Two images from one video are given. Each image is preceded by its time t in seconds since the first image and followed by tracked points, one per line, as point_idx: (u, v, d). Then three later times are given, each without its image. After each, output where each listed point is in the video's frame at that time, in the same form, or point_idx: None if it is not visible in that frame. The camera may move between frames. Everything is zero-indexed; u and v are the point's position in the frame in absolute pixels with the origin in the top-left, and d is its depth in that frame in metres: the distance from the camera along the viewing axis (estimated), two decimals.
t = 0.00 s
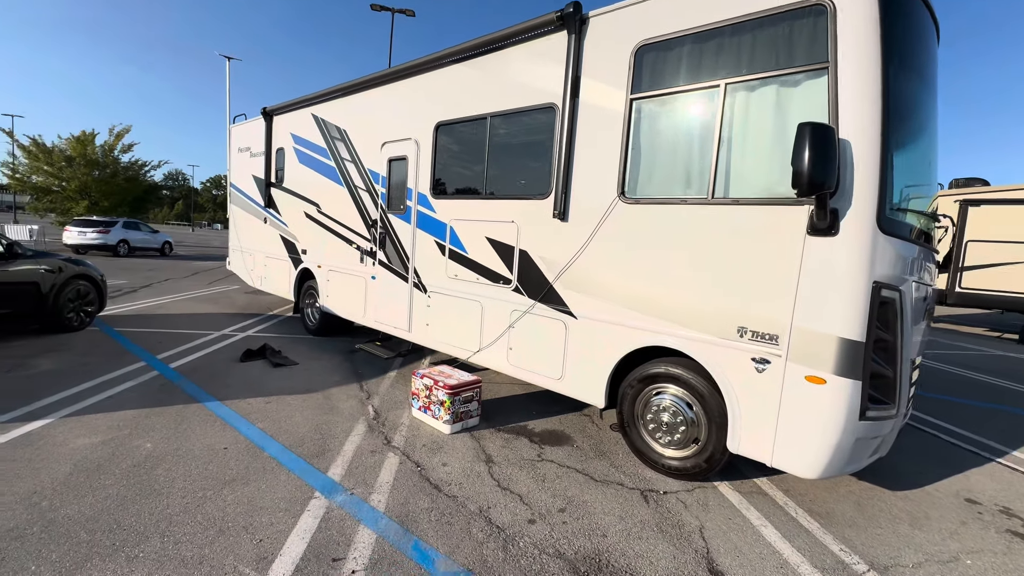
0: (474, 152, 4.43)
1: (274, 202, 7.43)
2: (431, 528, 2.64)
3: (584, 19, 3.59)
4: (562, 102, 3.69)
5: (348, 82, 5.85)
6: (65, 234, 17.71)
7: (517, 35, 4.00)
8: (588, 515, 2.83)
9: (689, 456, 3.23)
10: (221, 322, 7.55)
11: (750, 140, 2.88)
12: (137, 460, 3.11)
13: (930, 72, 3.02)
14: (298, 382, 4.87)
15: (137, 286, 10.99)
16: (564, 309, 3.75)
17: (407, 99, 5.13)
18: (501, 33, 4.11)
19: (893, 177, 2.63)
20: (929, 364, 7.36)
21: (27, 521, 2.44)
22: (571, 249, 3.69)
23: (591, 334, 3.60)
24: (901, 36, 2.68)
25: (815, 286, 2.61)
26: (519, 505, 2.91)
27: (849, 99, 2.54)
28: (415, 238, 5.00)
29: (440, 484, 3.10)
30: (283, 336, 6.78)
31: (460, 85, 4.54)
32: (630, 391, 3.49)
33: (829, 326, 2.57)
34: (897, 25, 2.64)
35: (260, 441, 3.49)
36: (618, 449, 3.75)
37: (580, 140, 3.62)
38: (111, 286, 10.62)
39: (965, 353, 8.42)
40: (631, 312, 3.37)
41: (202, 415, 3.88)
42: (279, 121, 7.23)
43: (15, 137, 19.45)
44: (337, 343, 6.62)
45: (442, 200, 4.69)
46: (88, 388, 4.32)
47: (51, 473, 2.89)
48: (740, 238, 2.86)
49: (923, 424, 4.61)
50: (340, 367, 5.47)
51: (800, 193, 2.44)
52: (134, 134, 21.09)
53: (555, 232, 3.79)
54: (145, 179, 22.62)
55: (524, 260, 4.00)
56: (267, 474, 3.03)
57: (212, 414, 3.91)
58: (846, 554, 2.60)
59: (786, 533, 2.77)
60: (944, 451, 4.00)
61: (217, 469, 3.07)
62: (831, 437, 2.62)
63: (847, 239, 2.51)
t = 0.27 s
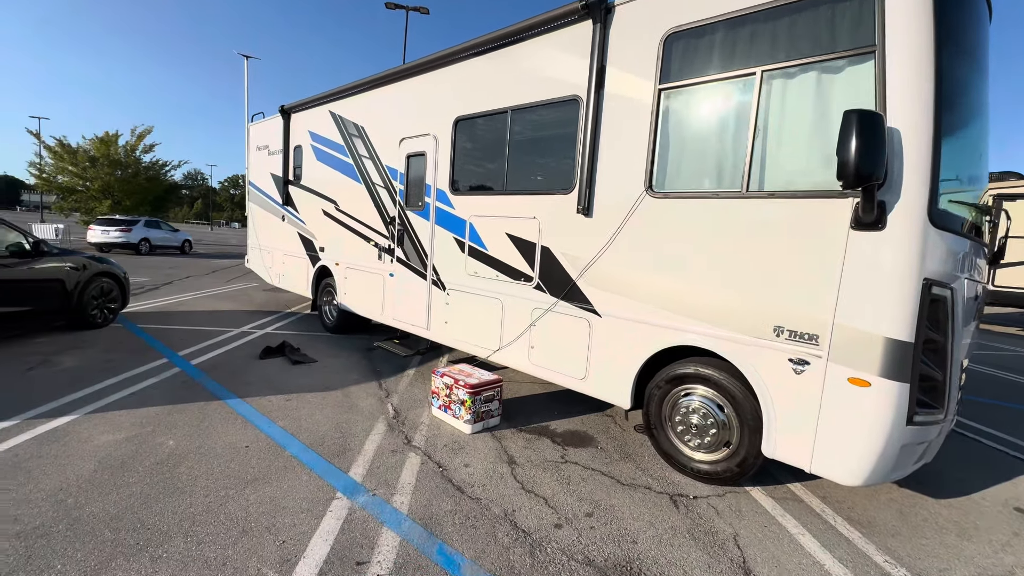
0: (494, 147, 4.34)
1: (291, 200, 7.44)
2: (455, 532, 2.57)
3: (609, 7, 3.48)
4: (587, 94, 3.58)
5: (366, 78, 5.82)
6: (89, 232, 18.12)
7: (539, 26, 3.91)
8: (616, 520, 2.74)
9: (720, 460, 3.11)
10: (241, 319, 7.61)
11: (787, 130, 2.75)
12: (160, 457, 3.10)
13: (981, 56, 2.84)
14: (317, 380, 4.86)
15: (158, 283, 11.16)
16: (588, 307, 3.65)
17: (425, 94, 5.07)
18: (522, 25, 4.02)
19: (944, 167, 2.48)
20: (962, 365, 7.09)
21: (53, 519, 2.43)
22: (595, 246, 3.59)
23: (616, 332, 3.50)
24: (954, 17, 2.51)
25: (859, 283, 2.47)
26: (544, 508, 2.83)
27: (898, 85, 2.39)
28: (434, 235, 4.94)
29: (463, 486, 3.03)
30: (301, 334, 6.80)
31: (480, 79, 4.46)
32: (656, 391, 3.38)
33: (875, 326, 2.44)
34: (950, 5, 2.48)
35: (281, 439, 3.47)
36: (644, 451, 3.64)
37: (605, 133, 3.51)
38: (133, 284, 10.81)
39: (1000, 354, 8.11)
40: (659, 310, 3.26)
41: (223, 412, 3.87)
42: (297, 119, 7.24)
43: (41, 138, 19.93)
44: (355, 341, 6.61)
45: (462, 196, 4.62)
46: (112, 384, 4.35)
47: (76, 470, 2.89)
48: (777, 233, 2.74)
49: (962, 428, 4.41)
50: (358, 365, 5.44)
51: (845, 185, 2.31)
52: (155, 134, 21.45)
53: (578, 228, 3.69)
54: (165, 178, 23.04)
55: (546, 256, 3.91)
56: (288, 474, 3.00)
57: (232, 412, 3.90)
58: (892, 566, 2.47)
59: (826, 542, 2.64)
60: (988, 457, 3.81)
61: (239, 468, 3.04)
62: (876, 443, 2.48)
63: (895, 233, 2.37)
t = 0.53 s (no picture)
0: (512, 146, 4.22)
1: (304, 201, 7.39)
2: (477, 548, 2.46)
3: None
4: (610, 90, 3.45)
5: (379, 77, 5.72)
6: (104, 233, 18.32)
7: (559, 20, 3.78)
8: (646, 537, 2.61)
9: (752, 472, 2.96)
10: (253, 320, 7.58)
11: (828, 125, 2.60)
12: (174, 466, 3.03)
13: None
14: (331, 383, 4.78)
15: (172, 284, 11.21)
16: (611, 312, 3.52)
17: (439, 92, 4.96)
18: (541, 19, 3.89)
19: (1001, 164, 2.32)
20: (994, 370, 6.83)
21: (65, 531, 2.36)
22: (619, 248, 3.45)
23: (641, 338, 3.36)
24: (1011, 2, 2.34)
25: (909, 288, 2.32)
26: (569, 523, 2.71)
27: (952, 76, 2.23)
28: (449, 237, 4.84)
29: (484, 498, 2.92)
30: (314, 336, 6.74)
31: (496, 76, 4.34)
32: (683, 399, 3.24)
33: (926, 334, 2.28)
34: None
35: (296, 447, 3.39)
36: (669, 461, 3.50)
37: (629, 130, 3.38)
38: (148, 284, 10.86)
39: None
40: (687, 315, 3.12)
41: (237, 418, 3.80)
42: (309, 119, 7.18)
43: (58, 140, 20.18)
44: (368, 343, 6.53)
45: (478, 196, 4.51)
46: (125, 388, 4.31)
47: (89, 479, 2.82)
48: (816, 234, 2.59)
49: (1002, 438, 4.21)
50: (372, 368, 5.36)
51: (895, 182, 2.16)
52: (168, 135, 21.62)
53: (600, 229, 3.56)
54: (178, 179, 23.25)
55: (566, 259, 3.79)
56: (304, 484, 2.91)
57: (246, 417, 3.83)
58: None
59: (870, 563, 2.49)
60: None
61: (254, 477, 2.96)
62: (927, 459, 2.32)
63: (949, 234, 2.21)
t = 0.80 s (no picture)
0: (522, 147, 4.12)
1: (309, 203, 7.30)
2: (493, 566, 2.36)
3: None
4: (625, 88, 3.34)
5: (386, 76, 5.63)
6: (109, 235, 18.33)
7: (571, 17, 3.68)
8: (668, 554, 2.50)
9: (777, 485, 2.85)
10: (258, 324, 7.50)
11: (858, 123, 2.50)
12: (178, 477, 2.94)
13: None
14: (337, 389, 4.69)
15: (176, 287, 11.16)
16: (627, 317, 3.41)
17: (447, 92, 4.86)
18: (553, 16, 3.79)
19: None
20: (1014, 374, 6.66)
21: (64, 549, 2.27)
22: (635, 251, 3.35)
23: (660, 344, 3.25)
24: None
25: (949, 294, 2.20)
26: (588, 538, 2.60)
27: (995, 70, 2.11)
28: (457, 239, 4.74)
29: (498, 512, 2.81)
30: (319, 339, 6.66)
31: (506, 75, 4.23)
32: (704, 408, 3.13)
33: (968, 343, 2.16)
34: None
35: (303, 456, 3.29)
36: (687, 471, 3.39)
37: (645, 129, 3.27)
38: (152, 287, 10.81)
39: None
40: (708, 321, 3.00)
41: (242, 426, 3.71)
42: (314, 120, 7.10)
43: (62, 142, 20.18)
44: (374, 347, 6.44)
45: (487, 198, 4.40)
46: (129, 395, 4.22)
47: (90, 492, 2.73)
48: (847, 238, 2.48)
49: None
50: (378, 373, 5.27)
51: (937, 182, 2.05)
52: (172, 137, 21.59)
53: (615, 232, 3.45)
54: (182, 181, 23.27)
55: (579, 262, 3.69)
56: (312, 497, 2.81)
57: (252, 425, 3.74)
58: None
59: None
60: None
61: (260, 489, 2.87)
62: (968, 474, 2.20)
63: (993, 237, 2.10)
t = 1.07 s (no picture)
0: (528, 146, 4.04)
1: (308, 203, 7.20)
2: None
3: None
4: (636, 86, 3.27)
5: (388, 75, 5.54)
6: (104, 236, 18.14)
7: (580, 13, 3.60)
8: (687, 564, 2.42)
9: (795, 491, 2.78)
10: (256, 326, 7.39)
11: (881, 120, 2.44)
12: (178, 486, 2.85)
13: None
14: (340, 393, 4.59)
15: (173, 288, 11.02)
16: (638, 319, 3.34)
17: (451, 90, 4.77)
18: (561, 13, 3.71)
19: None
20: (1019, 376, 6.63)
21: (60, 564, 2.17)
22: (646, 252, 3.28)
23: (673, 347, 3.18)
24: None
25: (977, 296, 2.14)
26: (603, 548, 2.52)
27: None
28: (461, 240, 4.66)
29: (509, 521, 2.73)
30: (319, 342, 6.56)
31: (512, 73, 4.15)
32: (717, 412, 3.05)
33: (998, 346, 2.10)
34: None
35: (306, 464, 3.20)
36: (700, 477, 3.32)
37: (657, 127, 3.20)
38: (148, 289, 10.67)
39: None
40: (723, 324, 2.93)
41: (243, 432, 3.61)
42: (313, 119, 7.00)
43: (57, 143, 19.97)
44: (375, 350, 6.35)
45: (492, 198, 4.32)
46: (125, 400, 4.12)
47: (87, 502, 2.64)
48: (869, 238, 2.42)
49: None
50: (381, 376, 5.18)
51: (968, 180, 1.99)
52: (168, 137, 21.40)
53: (626, 232, 3.38)
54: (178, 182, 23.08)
55: (588, 264, 3.61)
56: (317, 506, 2.72)
57: (253, 431, 3.64)
58: None
59: None
60: None
61: (263, 498, 2.77)
62: (999, 482, 2.13)
63: None
